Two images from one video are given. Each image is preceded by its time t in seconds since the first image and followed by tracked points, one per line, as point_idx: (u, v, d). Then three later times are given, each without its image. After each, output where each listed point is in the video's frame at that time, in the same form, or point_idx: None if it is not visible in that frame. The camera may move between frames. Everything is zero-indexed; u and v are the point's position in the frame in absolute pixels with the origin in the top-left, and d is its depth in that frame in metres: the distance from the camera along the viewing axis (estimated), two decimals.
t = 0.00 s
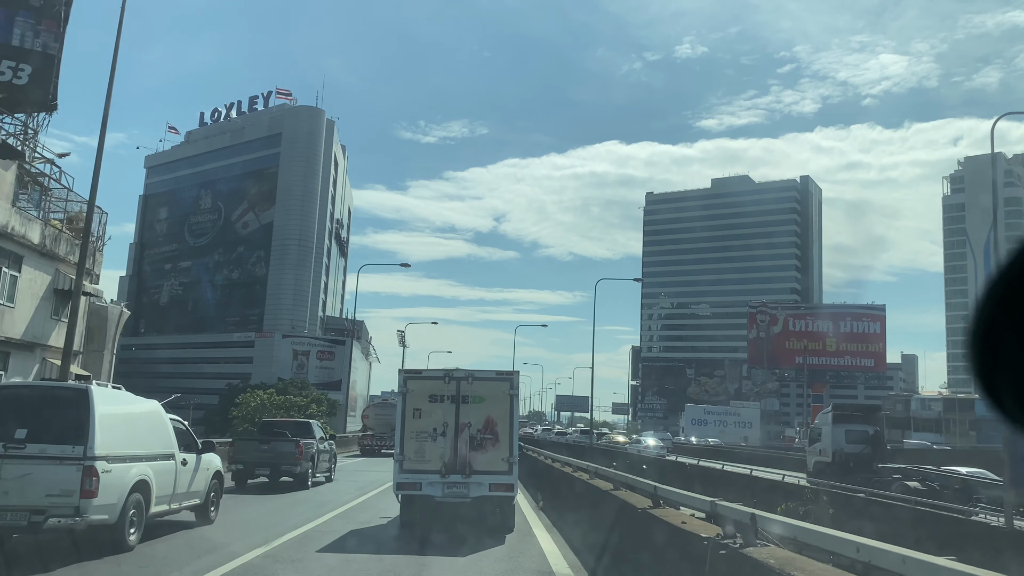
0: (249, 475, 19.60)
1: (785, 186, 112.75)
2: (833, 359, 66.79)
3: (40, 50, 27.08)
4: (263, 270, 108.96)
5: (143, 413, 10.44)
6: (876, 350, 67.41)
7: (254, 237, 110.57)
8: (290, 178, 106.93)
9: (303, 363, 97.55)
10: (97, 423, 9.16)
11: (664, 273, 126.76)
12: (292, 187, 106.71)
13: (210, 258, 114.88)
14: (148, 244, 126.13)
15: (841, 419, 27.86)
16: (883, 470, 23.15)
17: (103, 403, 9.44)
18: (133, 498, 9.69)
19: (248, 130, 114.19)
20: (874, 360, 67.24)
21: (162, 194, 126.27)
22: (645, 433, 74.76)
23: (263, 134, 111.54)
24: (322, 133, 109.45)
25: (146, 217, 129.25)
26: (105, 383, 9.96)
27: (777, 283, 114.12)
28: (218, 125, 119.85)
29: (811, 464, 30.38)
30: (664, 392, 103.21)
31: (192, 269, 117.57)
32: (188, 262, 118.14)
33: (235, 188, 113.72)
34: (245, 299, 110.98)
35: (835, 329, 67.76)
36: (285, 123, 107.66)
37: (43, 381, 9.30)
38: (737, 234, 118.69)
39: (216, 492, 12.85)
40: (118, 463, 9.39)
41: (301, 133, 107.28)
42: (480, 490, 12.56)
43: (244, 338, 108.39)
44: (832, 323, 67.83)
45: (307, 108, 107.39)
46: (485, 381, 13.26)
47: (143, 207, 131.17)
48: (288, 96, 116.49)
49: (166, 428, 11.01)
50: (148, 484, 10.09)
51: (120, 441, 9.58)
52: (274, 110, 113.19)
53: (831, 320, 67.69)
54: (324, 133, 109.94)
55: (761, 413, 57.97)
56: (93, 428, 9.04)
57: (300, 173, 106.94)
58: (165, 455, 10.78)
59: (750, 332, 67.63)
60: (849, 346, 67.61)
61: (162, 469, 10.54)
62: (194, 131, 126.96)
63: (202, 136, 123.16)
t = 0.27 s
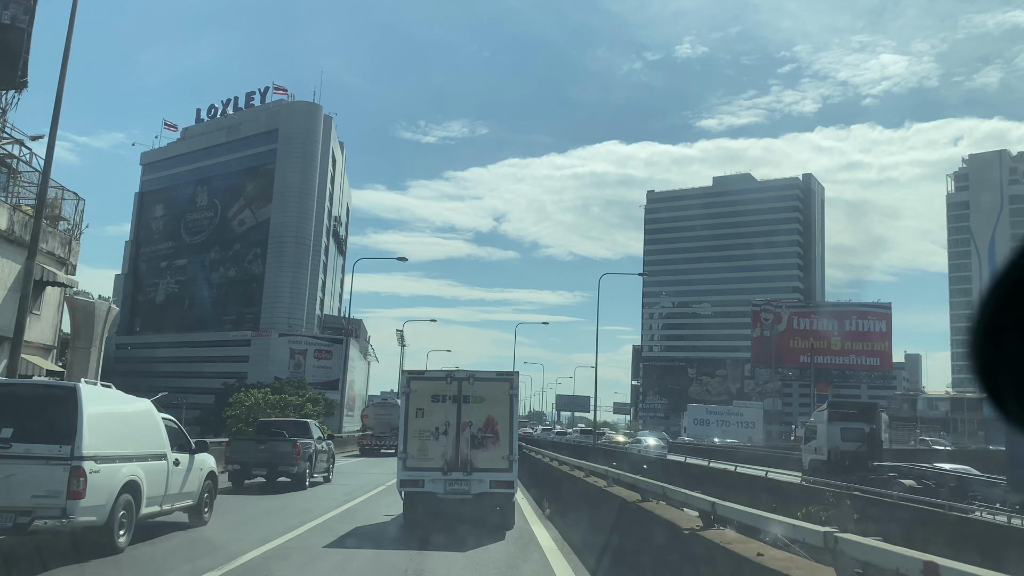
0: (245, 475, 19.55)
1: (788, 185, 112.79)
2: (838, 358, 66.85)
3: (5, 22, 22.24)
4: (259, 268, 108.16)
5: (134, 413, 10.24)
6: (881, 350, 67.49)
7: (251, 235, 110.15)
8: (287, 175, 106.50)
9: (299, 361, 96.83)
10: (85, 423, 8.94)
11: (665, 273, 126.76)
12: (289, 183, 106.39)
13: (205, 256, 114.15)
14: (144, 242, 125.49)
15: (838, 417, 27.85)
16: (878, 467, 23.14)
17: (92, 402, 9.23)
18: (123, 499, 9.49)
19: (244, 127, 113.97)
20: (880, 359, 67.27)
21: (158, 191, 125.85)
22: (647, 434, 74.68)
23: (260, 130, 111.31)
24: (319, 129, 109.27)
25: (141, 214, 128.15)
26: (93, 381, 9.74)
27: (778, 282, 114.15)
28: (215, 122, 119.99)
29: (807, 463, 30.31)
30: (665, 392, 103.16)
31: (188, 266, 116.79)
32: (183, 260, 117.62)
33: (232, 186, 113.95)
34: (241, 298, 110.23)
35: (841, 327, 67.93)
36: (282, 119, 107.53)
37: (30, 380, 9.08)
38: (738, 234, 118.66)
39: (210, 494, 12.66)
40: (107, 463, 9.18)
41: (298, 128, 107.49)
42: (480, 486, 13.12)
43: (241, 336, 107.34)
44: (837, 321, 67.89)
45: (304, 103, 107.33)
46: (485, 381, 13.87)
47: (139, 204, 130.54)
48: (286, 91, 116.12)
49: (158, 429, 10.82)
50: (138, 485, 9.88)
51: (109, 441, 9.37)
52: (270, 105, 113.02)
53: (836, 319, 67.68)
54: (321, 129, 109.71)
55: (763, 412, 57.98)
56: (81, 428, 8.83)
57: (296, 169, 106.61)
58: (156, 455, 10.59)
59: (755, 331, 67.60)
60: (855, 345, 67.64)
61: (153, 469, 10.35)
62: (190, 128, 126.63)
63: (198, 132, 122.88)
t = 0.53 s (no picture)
0: (242, 475, 19.51)
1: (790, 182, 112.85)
2: (843, 355, 66.99)
3: None
4: (256, 265, 107.09)
5: (127, 411, 10.07)
6: (887, 347, 67.54)
7: (247, 233, 109.08)
8: (284, 171, 105.51)
9: (297, 359, 96.24)
10: (73, 421, 8.77)
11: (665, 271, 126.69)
12: (287, 182, 104.97)
13: (202, 253, 113.39)
14: (140, 239, 125.02)
15: (834, 414, 27.91)
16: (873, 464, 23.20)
17: (81, 400, 9.06)
18: (113, 500, 9.33)
19: (241, 123, 113.21)
20: (886, 357, 67.32)
21: (155, 188, 125.33)
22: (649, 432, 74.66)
23: (256, 126, 110.63)
24: (317, 124, 108.43)
25: (138, 210, 128.68)
26: (82, 379, 9.56)
27: (779, 280, 114.23)
28: (212, 118, 119.28)
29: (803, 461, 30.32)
30: (666, 391, 103.26)
31: (184, 264, 116.22)
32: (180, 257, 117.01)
33: (228, 182, 112.95)
34: (237, 295, 109.32)
35: (845, 325, 67.87)
36: (279, 114, 106.67)
37: (18, 378, 8.91)
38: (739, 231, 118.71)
39: (205, 493, 12.51)
40: (97, 463, 9.00)
41: (295, 122, 106.32)
42: (481, 483, 13.57)
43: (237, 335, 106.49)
44: (842, 319, 67.91)
45: (301, 98, 106.46)
46: (487, 383, 14.48)
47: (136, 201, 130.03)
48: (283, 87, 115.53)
49: (151, 427, 10.62)
50: (129, 486, 9.71)
51: (99, 440, 9.18)
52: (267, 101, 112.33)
53: (842, 317, 67.70)
54: (319, 125, 108.82)
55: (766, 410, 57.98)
56: (69, 427, 8.67)
57: (294, 165, 105.52)
58: (149, 454, 10.42)
59: (758, 329, 68.10)
60: (860, 342, 67.66)
61: (146, 469, 10.18)
62: (188, 124, 126.11)
63: (195, 128, 122.37)
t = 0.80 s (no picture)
0: (241, 476, 19.47)
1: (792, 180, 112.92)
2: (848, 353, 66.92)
3: None
4: (253, 264, 106.62)
5: (117, 411, 9.90)
6: (893, 346, 67.41)
7: (243, 231, 108.67)
8: (281, 167, 104.97)
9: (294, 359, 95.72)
10: (61, 421, 8.57)
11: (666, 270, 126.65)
12: (284, 180, 104.49)
13: (198, 251, 113.02)
14: (137, 237, 124.71)
15: (831, 412, 27.95)
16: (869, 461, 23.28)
17: (69, 399, 8.87)
18: (103, 501, 9.13)
19: (238, 120, 112.74)
20: (891, 356, 67.25)
21: (151, 186, 124.93)
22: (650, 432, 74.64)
23: (253, 123, 110.07)
24: (315, 120, 107.89)
25: (134, 208, 128.52)
26: (70, 377, 9.36)
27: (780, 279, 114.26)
28: (209, 114, 118.78)
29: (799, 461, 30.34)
30: (668, 391, 103.02)
31: (181, 263, 115.87)
32: (176, 256, 116.67)
33: (225, 179, 112.38)
34: (234, 294, 108.84)
35: (851, 324, 67.38)
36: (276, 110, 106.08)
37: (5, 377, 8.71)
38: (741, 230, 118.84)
39: (198, 495, 12.35)
40: (86, 464, 8.80)
41: (292, 117, 105.62)
42: (483, 482, 13.73)
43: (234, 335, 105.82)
44: (847, 317, 67.60)
45: (298, 93, 105.93)
46: (488, 384, 14.68)
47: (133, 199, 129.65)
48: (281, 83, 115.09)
49: (143, 427, 10.44)
50: (120, 486, 9.54)
51: (87, 440, 8.99)
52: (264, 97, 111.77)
53: (848, 314, 67.47)
54: (316, 121, 108.30)
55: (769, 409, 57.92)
56: (57, 427, 8.47)
57: (291, 162, 105.09)
58: (140, 455, 10.23)
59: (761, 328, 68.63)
60: (866, 340, 67.49)
61: (136, 470, 9.98)
62: (184, 121, 125.70)
63: (191, 125, 121.95)
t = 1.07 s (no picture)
0: (239, 475, 19.45)
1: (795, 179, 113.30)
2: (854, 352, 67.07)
3: None
4: (250, 262, 106.39)
5: (107, 410, 9.72)
6: (899, 345, 67.48)
7: (240, 228, 108.43)
8: (278, 164, 104.76)
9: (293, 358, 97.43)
10: (47, 421, 8.41)
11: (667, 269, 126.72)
12: (282, 178, 104.20)
13: (195, 250, 112.66)
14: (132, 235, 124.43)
15: (829, 411, 27.91)
16: (866, 458, 23.33)
17: (55, 398, 8.70)
18: (92, 504, 8.95)
19: (234, 116, 112.43)
20: (897, 354, 67.29)
21: (148, 184, 124.71)
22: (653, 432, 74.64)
23: (250, 119, 109.80)
24: (312, 117, 107.60)
25: (131, 207, 128.20)
26: (56, 376, 9.18)
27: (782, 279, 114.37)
28: (206, 110, 118.56)
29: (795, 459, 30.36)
30: (670, 390, 102.83)
31: (177, 261, 115.53)
32: (173, 254, 116.35)
33: (221, 176, 112.14)
34: (230, 293, 108.53)
35: (856, 322, 67.88)
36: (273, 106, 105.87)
37: None
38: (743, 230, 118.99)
39: (192, 494, 12.21)
40: (73, 464, 8.63)
41: (289, 113, 105.39)
42: (484, 480, 13.90)
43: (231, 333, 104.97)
44: (852, 314, 67.96)
45: (296, 89, 105.74)
46: (488, 384, 14.73)
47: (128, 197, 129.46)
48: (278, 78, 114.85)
49: (134, 427, 10.28)
50: (110, 488, 9.37)
51: (75, 440, 8.82)
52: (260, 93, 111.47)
53: (854, 313, 67.77)
54: (314, 117, 108.03)
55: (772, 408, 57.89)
56: (43, 427, 8.31)
57: (288, 159, 104.86)
58: (131, 454, 10.06)
59: (766, 326, 68.76)
60: (870, 338, 67.81)
61: (127, 471, 9.80)
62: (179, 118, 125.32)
63: (187, 122, 121.60)
